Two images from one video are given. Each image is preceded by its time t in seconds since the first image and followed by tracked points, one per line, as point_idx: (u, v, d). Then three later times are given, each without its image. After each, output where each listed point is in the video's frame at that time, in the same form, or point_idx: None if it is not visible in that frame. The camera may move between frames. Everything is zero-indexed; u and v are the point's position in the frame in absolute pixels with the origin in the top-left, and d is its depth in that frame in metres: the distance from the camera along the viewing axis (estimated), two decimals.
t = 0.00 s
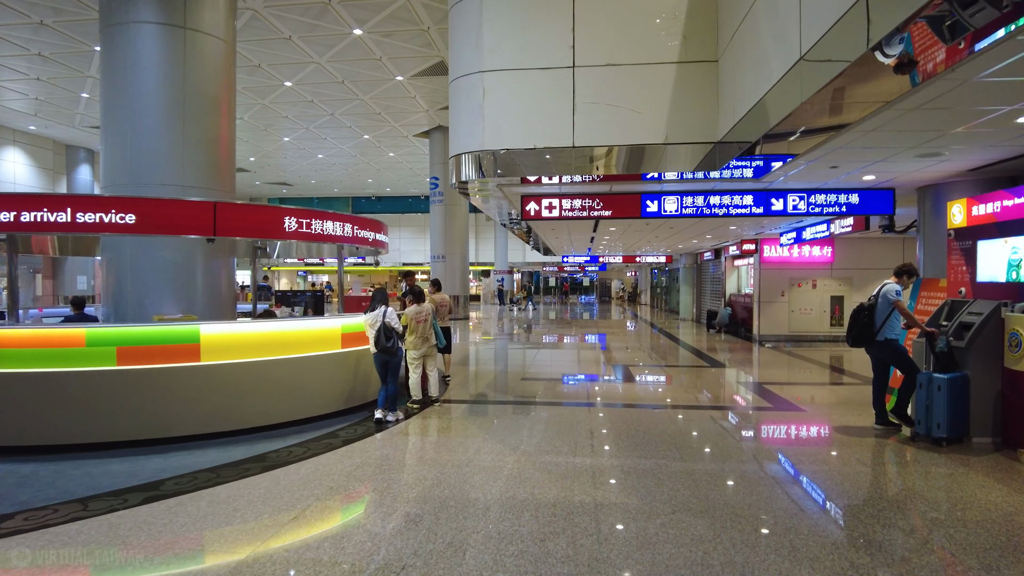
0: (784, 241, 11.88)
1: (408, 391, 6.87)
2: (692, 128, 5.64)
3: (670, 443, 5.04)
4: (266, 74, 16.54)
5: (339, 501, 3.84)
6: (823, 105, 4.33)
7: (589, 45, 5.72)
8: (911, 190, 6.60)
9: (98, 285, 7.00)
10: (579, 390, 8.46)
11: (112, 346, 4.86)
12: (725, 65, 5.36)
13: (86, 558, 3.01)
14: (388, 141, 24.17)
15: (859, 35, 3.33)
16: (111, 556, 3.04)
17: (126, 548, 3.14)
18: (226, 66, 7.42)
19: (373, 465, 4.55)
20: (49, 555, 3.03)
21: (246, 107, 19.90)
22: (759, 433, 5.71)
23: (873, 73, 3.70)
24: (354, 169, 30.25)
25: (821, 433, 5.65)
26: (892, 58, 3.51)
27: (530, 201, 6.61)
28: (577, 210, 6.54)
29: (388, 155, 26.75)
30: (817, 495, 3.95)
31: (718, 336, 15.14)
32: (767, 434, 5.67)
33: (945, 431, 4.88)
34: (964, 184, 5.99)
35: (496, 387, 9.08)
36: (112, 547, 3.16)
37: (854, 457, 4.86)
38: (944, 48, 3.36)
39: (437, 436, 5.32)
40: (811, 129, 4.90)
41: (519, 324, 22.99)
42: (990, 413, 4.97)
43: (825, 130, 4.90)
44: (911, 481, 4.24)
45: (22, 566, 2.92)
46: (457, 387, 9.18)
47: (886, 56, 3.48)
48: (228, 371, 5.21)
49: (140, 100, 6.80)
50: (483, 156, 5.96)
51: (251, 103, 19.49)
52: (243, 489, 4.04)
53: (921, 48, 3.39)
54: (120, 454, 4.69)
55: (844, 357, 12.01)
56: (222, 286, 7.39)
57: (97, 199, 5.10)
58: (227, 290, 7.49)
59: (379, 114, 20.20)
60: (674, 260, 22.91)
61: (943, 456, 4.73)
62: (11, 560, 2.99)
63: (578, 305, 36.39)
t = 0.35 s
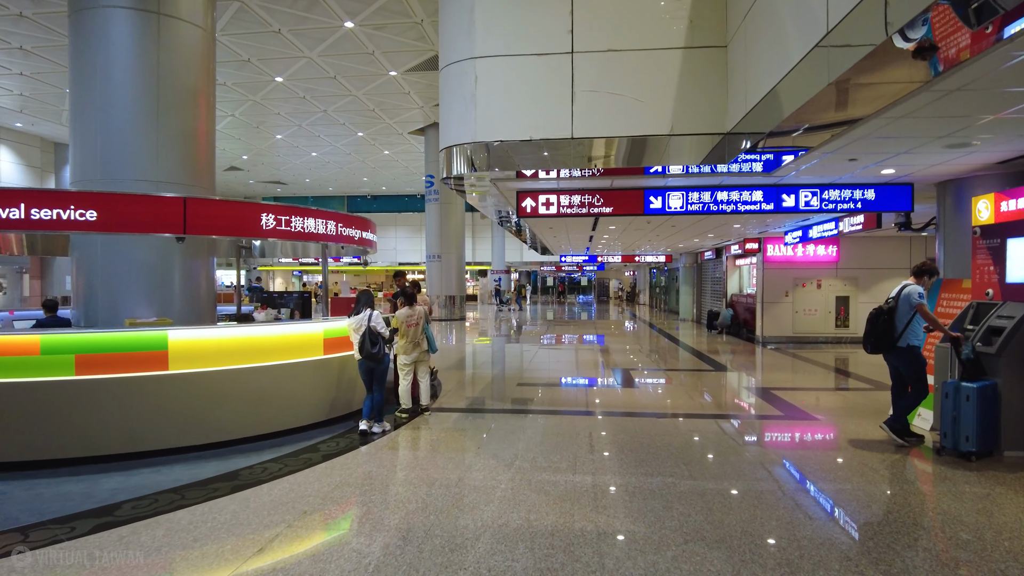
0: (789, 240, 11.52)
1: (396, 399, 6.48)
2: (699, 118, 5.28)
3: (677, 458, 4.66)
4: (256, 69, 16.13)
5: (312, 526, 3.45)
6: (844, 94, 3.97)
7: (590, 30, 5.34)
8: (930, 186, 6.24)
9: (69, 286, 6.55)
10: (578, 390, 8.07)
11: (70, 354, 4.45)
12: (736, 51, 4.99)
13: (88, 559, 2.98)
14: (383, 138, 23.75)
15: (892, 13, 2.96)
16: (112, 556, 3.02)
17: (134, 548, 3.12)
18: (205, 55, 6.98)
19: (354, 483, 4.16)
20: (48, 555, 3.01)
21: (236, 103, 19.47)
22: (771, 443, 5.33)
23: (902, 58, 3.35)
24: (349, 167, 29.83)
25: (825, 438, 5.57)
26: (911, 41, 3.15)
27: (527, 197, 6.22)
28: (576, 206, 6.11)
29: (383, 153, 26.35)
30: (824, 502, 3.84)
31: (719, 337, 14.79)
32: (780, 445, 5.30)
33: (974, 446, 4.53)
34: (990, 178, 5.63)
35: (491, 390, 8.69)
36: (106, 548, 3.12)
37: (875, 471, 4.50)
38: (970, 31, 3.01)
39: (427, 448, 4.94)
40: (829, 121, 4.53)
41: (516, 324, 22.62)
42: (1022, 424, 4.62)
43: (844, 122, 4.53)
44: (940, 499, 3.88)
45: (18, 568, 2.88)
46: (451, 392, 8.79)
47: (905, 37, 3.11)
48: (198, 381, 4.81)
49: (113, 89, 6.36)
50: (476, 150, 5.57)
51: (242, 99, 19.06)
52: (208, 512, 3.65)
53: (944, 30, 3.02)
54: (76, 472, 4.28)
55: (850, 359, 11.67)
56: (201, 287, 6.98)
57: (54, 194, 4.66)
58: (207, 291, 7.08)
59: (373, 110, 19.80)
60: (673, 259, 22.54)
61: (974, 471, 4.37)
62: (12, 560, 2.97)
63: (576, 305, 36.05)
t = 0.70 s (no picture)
0: (796, 239, 11.15)
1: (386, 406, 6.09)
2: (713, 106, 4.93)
3: (688, 473, 4.28)
4: (248, 63, 15.74)
5: (283, 553, 3.07)
6: (875, 79, 3.57)
7: (595, 10, 4.97)
8: (955, 179, 5.87)
9: (39, 285, 6.15)
10: (579, 394, 7.70)
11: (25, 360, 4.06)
12: (752, 32, 4.63)
13: (83, 558, 2.97)
14: (380, 135, 23.35)
15: None
16: (109, 556, 2.99)
17: (124, 548, 3.09)
18: (186, 40, 6.57)
19: (335, 501, 3.79)
20: (48, 555, 2.99)
21: (229, 98, 19.07)
22: (786, 454, 4.96)
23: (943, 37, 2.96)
24: (345, 164, 29.42)
25: (833, 442, 5.37)
26: (939, 14, 2.71)
27: (526, 190, 5.85)
28: (579, 199, 5.76)
29: (380, 150, 25.95)
30: (836, 510, 3.66)
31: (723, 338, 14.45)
32: (796, 456, 4.93)
33: (1013, 461, 4.12)
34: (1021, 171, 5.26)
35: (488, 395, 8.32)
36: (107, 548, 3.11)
37: (903, 488, 4.13)
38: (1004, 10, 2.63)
39: (417, 460, 4.57)
40: (853, 110, 4.16)
41: (515, 324, 22.24)
42: None
43: (870, 111, 4.14)
44: (979, 522, 3.51)
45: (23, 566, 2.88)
46: (446, 396, 8.41)
47: (936, 9, 2.68)
48: (165, 388, 4.41)
49: (86, 74, 5.94)
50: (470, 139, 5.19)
51: (235, 94, 18.68)
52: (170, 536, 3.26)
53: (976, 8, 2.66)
54: (26, 490, 3.88)
55: (858, 361, 11.30)
56: (181, 286, 6.58)
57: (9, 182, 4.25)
58: (187, 290, 6.68)
59: (369, 106, 19.40)
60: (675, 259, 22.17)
61: (1011, 489, 4.02)
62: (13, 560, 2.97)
63: (574, 305, 35.54)
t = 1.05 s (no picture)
0: (801, 236, 10.81)
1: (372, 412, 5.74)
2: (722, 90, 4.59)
3: (698, 486, 3.94)
4: (239, 57, 15.35)
5: None
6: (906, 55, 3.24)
7: None
8: (976, 171, 5.56)
9: (6, 282, 5.79)
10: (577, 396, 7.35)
11: None
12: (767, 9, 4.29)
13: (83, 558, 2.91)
14: (375, 131, 22.97)
15: None
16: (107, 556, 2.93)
17: (121, 550, 3.01)
18: (163, 23, 6.16)
19: (312, 517, 3.44)
20: (48, 555, 2.91)
21: (221, 94, 18.70)
22: (801, 463, 4.61)
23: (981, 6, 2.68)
24: (341, 162, 29.05)
25: (837, 446, 5.17)
26: None
27: (522, 181, 5.49)
28: (578, 191, 5.42)
29: (376, 147, 25.57)
30: (844, 517, 3.49)
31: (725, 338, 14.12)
32: (813, 465, 4.58)
33: None
34: None
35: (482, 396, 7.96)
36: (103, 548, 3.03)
37: (932, 500, 3.80)
38: None
39: (404, 471, 4.22)
40: (877, 89, 3.83)
41: (513, 323, 21.91)
42: None
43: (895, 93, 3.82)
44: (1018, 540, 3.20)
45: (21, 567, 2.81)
46: (438, 399, 8.05)
47: None
48: (127, 394, 4.04)
49: (54, 58, 5.54)
50: (460, 126, 4.87)
51: (227, 90, 18.31)
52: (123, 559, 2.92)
53: None
54: None
55: (865, 362, 10.98)
56: (157, 284, 6.22)
57: None
58: (164, 289, 6.32)
59: (364, 102, 19.04)
60: (674, 257, 21.85)
61: None
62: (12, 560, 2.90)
63: (573, 304, 35.21)
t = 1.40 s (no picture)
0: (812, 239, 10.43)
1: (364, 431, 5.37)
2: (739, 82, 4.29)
3: (718, 516, 3.58)
4: (234, 55, 15.04)
5: None
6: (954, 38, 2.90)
7: None
8: (1008, 170, 5.22)
9: None
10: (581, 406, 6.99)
11: None
12: None
13: (85, 558, 2.98)
14: (374, 131, 22.63)
15: None
16: (108, 556, 3.00)
17: (123, 547, 3.12)
18: (143, 15, 5.85)
19: (293, 554, 3.09)
20: (50, 555, 3.03)
21: (216, 93, 18.40)
22: (827, 485, 4.23)
23: None
24: (339, 163, 28.72)
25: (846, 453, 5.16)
26: None
27: (524, 181, 5.13)
28: (584, 191, 5.04)
29: (374, 148, 25.25)
30: (860, 530, 3.45)
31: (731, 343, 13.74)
32: (839, 488, 4.20)
33: None
34: None
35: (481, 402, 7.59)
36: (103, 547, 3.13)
37: (976, 533, 3.43)
38: None
39: (396, 497, 3.87)
40: (914, 78, 3.48)
41: (513, 326, 21.57)
42: None
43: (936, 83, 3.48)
44: None
45: (22, 567, 2.91)
46: (435, 410, 7.66)
47: None
48: (93, 413, 3.70)
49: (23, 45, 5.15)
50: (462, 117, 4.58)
51: (222, 89, 18.02)
52: None
53: None
54: None
55: (877, 368, 10.59)
56: (137, 290, 5.88)
57: None
58: (144, 295, 5.99)
59: (361, 101, 18.71)
60: (678, 260, 21.51)
61: None
62: (15, 560, 3.01)
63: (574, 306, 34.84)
